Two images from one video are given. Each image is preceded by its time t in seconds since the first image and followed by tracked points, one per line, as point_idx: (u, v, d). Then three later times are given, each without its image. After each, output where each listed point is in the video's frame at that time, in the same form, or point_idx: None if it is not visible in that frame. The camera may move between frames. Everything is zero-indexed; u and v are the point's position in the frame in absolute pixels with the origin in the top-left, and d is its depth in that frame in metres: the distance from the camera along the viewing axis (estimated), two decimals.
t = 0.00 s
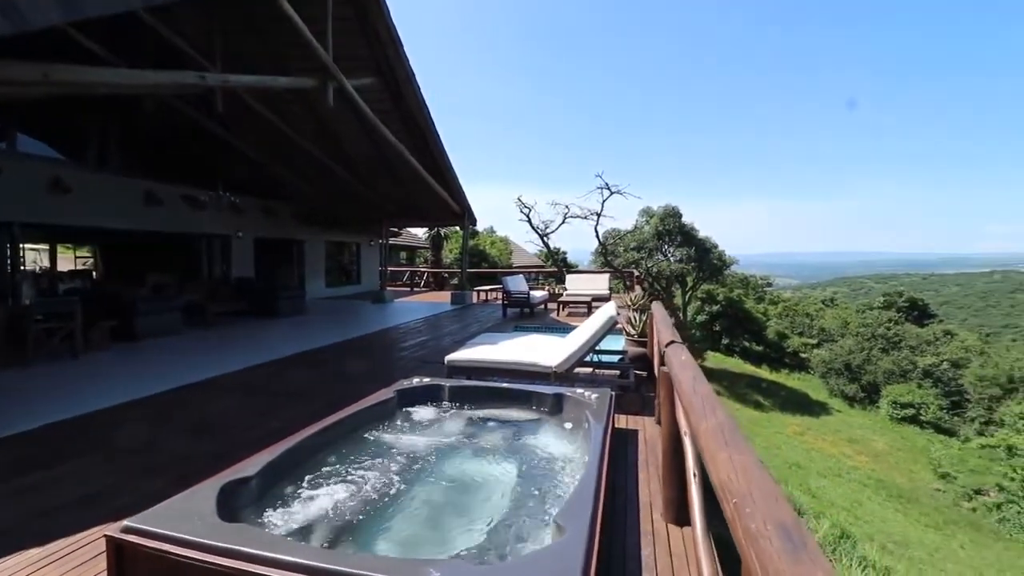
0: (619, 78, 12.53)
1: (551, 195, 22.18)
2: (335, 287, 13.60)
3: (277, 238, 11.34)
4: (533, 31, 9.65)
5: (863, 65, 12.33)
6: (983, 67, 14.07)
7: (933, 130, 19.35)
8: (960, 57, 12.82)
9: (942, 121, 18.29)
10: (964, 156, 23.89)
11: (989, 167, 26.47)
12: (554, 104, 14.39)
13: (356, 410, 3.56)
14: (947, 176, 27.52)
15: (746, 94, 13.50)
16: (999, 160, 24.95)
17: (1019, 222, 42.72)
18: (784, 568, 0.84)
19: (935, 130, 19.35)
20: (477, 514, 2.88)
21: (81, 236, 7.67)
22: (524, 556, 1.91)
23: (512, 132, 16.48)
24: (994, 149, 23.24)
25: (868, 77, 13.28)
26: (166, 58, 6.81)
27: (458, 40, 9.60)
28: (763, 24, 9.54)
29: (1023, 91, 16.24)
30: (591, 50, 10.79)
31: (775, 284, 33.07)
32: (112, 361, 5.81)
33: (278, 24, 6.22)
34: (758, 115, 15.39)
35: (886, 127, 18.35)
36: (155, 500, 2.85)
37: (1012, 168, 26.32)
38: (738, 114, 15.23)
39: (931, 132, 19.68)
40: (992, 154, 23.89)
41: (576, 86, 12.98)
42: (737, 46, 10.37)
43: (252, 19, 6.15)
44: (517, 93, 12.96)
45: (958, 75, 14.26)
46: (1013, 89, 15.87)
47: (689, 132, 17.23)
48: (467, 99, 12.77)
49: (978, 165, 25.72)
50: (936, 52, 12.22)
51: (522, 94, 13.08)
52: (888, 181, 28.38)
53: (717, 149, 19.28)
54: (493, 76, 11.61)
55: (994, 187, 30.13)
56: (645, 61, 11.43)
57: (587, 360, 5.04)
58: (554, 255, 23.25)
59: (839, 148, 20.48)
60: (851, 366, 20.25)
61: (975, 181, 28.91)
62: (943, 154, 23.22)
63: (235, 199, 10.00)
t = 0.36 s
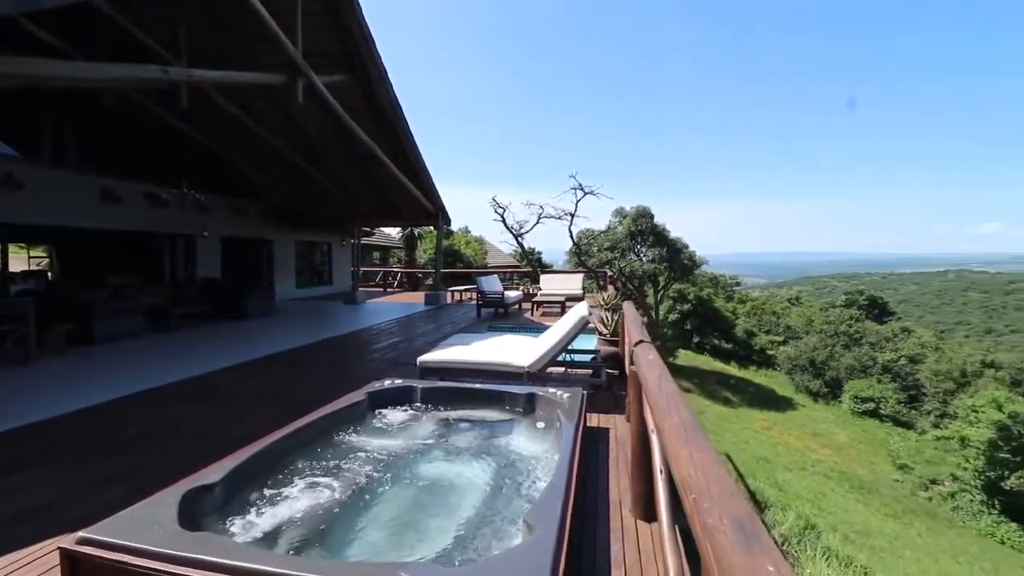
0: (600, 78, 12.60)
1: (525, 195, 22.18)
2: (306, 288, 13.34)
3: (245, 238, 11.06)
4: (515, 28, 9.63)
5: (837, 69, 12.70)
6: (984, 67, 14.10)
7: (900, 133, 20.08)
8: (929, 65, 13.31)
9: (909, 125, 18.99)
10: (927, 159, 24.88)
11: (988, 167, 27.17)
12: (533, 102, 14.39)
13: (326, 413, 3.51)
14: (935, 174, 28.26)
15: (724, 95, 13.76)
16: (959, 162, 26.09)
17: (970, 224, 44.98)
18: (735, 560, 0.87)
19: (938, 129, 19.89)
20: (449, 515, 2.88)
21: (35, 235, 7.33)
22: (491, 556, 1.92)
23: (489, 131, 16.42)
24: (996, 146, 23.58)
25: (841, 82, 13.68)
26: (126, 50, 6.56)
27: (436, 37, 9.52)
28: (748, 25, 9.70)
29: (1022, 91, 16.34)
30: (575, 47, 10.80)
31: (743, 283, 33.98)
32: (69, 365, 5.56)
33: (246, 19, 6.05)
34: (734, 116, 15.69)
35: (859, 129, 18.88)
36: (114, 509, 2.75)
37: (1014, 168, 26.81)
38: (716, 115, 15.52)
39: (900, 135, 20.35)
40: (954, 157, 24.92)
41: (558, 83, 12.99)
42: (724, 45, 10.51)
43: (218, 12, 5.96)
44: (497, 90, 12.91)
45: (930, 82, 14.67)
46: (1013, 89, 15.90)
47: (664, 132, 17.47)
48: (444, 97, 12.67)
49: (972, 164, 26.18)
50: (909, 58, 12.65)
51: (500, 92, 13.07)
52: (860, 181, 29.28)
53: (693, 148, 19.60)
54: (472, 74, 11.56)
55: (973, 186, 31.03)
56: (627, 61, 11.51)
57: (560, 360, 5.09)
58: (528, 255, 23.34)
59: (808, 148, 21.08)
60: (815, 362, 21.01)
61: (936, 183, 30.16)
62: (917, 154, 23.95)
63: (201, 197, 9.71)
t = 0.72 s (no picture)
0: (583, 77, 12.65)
1: (497, 195, 22.14)
2: (271, 288, 13.01)
3: (207, 237, 10.71)
4: (492, 25, 9.58)
5: (817, 72, 13.11)
6: (983, 66, 14.59)
7: (866, 136, 20.86)
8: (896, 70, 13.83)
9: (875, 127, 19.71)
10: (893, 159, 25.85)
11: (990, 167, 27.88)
12: (508, 101, 14.35)
13: (292, 418, 3.44)
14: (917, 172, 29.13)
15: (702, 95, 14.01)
16: (920, 164, 27.26)
17: (922, 225, 47.29)
18: (690, 556, 0.88)
19: (938, 129, 20.73)
20: (417, 519, 2.87)
21: None
22: (459, 558, 1.93)
23: (461, 131, 16.30)
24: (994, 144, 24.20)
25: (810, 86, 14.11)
26: (78, 42, 6.26)
27: (407, 35, 9.39)
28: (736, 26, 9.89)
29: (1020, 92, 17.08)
30: (557, 45, 10.77)
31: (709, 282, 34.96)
32: (19, 372, 5.30)
33: (207, 13, 5.83)
34: (712, 115, 15.99)
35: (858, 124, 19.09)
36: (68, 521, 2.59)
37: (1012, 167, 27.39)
38: (692, 115, 15.78)
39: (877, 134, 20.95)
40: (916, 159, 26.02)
41: (540, 81, 12.97)
42: (712, 45, 10.73)
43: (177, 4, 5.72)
44: (475, 88, 12.84)
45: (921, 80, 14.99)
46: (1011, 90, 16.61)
47: (639, 131, 17.67)
48: (415, 98, 12.52)
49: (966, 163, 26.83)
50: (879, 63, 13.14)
51: (472, 91, 12.98)
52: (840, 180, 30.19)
53: (666, 147, 19.89)
54: (448, 71, 11.43)
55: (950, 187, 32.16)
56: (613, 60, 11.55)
57: (530, 360, 5.13)
58: (500, 255, 23.36)
59: (778, 146, 21.75)
60: (777, 359, 21.84)
61: (900, 183, 31.41)
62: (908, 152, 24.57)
63: (160, 195, 9.35)
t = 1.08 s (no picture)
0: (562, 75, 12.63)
1: (467, 195, 22.00)
2: (232, 289, 12.60)
3: (164, 236, 10.29)
4: (464, 21, 9.44)
5: (807, 74, 13.52)
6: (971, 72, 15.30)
7: (828, 136, 21.61)
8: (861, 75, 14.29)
9: (841, 129, 20.32)
10: (857, 160, 26.76)
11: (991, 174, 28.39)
12: (480, 99, 14.22)
13: (254, 423, 3.34)
14: (902, 173, 29.69)
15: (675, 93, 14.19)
16: (880, 165, 28.32)
17: (877, 225, 49.44)
18: (649, 551, 0.90)
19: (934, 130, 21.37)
20: (384, 523, 2.84)
21: None
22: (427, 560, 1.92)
23: (432, 130, 16.10)
24: (981, 151, 25.08)
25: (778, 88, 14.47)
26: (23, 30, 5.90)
27: (373, 31, 9.19)
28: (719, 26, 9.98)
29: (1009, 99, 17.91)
30: (535, 41, 10.65)
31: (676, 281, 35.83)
32: None
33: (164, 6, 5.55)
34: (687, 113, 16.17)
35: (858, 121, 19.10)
36: (13, 534, 2.43)
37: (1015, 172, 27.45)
38: (666, 112, 15.90)
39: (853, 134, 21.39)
40: (881, 160, 26.94)
41: (517, 79, 12.91)
42: (693, 45, 10.86)
43: None
44: (449, 86, 12.70)
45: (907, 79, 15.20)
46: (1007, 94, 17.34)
47: (613, 130, 17.78)
48: (383, 96, 12.27)
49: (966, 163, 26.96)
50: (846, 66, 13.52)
51: (444, 89, 12.84)
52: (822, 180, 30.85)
53: (637, 146, 20.10)
54: (420, 66, 11.23)
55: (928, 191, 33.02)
56: (593, 58, 11.57)
57: (498, 361, 5.13)
58: (470, 255, 23.30)
59: (744, 146, 22.36)
60: (740, 356, 22.62)
61: (865, 183, 32.50)
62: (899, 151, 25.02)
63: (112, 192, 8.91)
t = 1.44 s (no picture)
0: (545, 74, 12.64)
1: (435, 194, 21.80)
2: (190, 290, 12.12)
3: (115, 234, 9.79)
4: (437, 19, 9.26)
5: (795, 75, 14.19)
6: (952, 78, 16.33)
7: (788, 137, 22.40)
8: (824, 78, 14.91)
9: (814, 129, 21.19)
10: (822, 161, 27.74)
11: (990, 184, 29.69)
12: (451, 98, 14.09)
13: (212, 430, 3.22)
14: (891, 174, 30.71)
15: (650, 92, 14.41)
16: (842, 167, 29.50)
17: (833, 227, 51.70)
18: (609, 549, 0.91)
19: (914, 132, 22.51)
20: (348, 530, 2.79)
21: None
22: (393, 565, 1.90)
23: (401, 129, 15.84)
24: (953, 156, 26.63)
25: (745, 90, 14.95)
26: None
27: (334, 30, 9.02)
28: (706, 26, 10.22)
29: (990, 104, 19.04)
30: (514, 40, 10.50)
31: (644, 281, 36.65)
32: None
33: None
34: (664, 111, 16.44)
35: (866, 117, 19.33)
36: None
37: (1013, 182, 28.35)
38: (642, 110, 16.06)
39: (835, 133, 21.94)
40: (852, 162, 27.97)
41: (494, 78, 12.90)
42: (676, 45, 11.13)
43: None
44: (424, 84, 12.55)
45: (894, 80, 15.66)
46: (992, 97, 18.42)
47: (588, 128, 17.93)
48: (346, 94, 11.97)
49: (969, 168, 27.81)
50: (817, 68, 13.98)
51: (414, 88, 12.67)
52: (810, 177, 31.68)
53: (609, 143, 20.34)
54: (392, 65, 11.10)
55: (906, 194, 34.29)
56: (577, 57, 11.66)
57: (466, 362, 5.12)
58: (439, 255, 23.15)
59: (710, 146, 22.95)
60: (704, 353, 23.27)
61: (830, 185, 33.73)
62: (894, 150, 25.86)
63: (58, 187, 8.42)
